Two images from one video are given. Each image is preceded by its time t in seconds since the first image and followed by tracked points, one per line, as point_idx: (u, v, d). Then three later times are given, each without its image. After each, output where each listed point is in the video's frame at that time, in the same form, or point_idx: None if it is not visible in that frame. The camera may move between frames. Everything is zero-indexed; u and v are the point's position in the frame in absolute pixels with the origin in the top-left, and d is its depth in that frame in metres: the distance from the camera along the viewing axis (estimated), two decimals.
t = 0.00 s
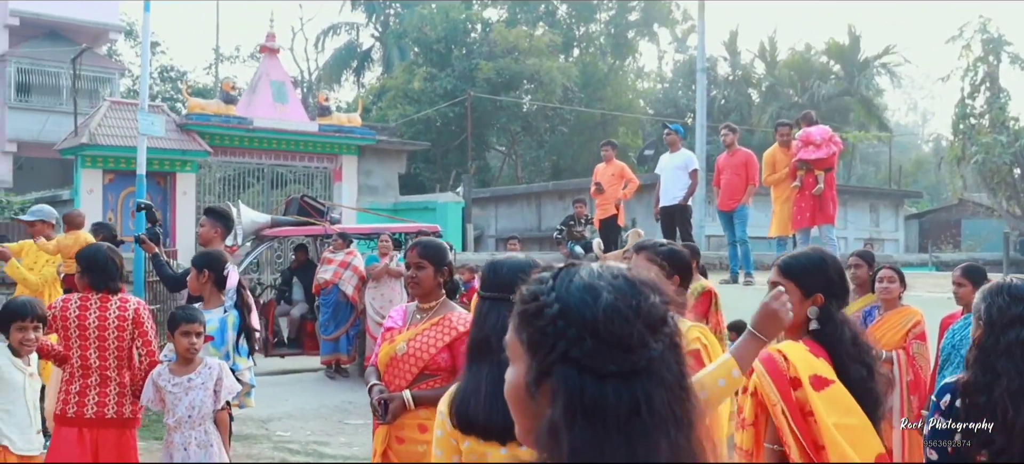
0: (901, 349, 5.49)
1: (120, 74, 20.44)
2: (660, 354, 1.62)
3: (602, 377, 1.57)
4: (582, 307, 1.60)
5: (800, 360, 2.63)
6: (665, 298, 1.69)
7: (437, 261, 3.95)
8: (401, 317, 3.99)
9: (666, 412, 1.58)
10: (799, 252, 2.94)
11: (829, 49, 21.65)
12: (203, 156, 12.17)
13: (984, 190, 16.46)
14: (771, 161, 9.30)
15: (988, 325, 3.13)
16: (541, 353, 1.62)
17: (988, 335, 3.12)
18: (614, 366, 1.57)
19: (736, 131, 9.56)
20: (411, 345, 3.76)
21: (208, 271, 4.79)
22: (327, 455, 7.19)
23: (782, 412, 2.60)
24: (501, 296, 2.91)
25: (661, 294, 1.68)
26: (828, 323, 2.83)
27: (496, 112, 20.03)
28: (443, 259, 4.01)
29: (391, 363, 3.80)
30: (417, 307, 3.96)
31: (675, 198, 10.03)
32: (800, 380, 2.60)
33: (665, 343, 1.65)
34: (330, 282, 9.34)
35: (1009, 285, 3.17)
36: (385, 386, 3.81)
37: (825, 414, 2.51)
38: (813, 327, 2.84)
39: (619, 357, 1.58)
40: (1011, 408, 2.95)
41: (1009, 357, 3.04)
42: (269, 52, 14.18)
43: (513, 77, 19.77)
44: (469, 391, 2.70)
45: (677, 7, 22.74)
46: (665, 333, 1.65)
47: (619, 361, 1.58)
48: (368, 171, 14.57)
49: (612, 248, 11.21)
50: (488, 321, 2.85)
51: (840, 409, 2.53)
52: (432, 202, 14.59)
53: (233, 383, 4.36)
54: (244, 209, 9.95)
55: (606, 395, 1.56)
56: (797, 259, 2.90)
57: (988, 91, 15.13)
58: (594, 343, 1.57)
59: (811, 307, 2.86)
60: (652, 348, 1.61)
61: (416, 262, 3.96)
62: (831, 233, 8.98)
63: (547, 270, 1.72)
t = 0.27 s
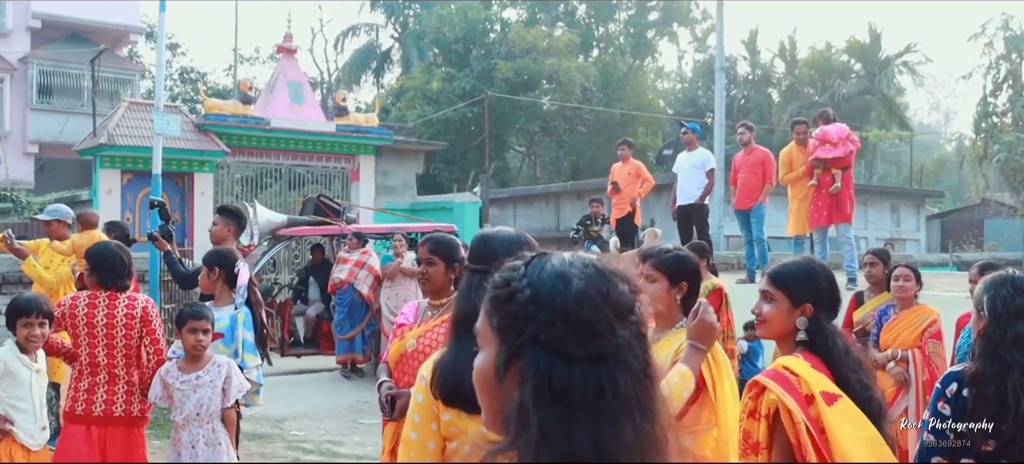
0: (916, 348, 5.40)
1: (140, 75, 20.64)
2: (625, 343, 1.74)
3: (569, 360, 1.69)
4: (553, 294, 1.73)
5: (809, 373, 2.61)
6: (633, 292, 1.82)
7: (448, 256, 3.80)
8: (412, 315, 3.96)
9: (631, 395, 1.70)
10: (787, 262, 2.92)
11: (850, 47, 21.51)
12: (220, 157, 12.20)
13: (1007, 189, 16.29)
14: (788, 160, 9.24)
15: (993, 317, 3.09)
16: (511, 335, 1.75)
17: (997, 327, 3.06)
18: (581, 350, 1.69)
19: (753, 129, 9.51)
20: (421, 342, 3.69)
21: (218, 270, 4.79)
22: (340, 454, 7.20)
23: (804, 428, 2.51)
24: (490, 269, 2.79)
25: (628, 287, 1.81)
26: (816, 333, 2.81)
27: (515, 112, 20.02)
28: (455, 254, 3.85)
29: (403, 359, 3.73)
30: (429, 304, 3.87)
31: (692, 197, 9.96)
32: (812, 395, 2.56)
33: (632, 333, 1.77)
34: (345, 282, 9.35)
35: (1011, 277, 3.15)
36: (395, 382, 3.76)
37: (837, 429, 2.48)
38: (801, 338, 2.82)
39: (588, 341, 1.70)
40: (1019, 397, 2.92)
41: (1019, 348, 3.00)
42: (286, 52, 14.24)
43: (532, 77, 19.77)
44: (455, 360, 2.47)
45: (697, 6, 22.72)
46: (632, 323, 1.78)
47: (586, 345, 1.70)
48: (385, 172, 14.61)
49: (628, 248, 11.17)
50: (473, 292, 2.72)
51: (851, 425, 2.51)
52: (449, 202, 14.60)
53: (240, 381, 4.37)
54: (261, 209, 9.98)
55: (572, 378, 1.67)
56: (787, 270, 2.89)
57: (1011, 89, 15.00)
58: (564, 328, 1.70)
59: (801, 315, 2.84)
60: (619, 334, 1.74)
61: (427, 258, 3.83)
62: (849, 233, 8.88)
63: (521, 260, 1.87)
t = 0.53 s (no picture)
0: (927, 348, 5.34)
1: (154, 76, 20.79)
2: (588, 326, 1.69)
3: (535, 344, 1.63)
4: (516, 280, 1.68)
5: (769, 373, 2.66)
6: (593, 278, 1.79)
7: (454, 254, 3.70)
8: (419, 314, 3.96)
9: (596, 379, 1.65)
10: (777, 258, 2.99)
11: (864, 47, 21.46)
12: (232, 157, 12.24)
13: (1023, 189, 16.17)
14: (800, 159, 9.21)
15: (990, 313, 3.03)
16: (475, 324, 1.68)
17: (994, 323, 3.01)
18: (545, 333, 1.63)
19: (764, 129, 9.47)
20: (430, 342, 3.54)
21: (224, 268, 4.79)
22: (349, 454, 7.19)
23: (759, 429, 2.61)
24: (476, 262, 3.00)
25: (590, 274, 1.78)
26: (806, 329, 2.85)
27: (527, 112, 20.01)
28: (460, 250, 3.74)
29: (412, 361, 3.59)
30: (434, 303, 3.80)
31: (703, 197, 9.93)
32: (774, 392, 2.63)
33: (595, 317, 1.73)
34: (356, 281, 9.35)
35: (1006, 274, 3.07)
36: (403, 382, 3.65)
37: (805, 424, 2.53)
38: (789, 332, 2.87)
39: (557, 324, 1.65)
40: None
41: (1018, 345, 2.94)
42: (298, 53, 14.27)
43: (545, 77, 19.76)
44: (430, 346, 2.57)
45: (710, 6, 22.70)
46: (594, 308, 1.74)
47: (551, 329, 1.64)
48: (397, 172, 14.61)
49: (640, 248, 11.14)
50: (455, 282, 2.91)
51: (816, 417, 2.55)
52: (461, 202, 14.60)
53: (246, 381, 4.39)
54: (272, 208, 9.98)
55: (538, 362, 1.61)
56: (773, 265, 2.95)
57: None
58: (529, 311, 1.64)
59: (788, 311, 2.89)
60: (582, 318, 1.69)
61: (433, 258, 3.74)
62: (861, 232, 8.84)
63: (484, 256, 1.81)
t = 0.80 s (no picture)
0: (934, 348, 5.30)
1: (168, 78, 20.92)
2: (539, 310, 1.68)
3: (487, 332, 1.62)
4: (465, 271, 1.65)
5: (777, 371, 2.64)
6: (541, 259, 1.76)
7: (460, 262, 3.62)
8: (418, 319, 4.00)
9: (550, 361, 1.65)
10: (766, 252, 3.01)
11: (876, 46, 21.40)
12: (243, 158, 12.31)
13: None
14: (810, 159, 9.24)
15: (973, 310, 3.10)
16: (427, 317, 1.65)
17: (975, 318, 3.09)
18: (497, 320, 1.62)
19: (774, 128, 9.46)
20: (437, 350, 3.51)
21: (228, 268, 4.86)
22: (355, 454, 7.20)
23: (754, 430, 2.63)
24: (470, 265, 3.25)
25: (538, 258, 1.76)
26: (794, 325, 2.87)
27: (539, 113, 20.03)
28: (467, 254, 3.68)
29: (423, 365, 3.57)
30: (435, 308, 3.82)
31: (712, 197, 9.92)
32: (781, 394, 2.59)
33: (546, 300, 1.71)
34: (365, 281, 9.36)
35: (985, 271, 3.17)
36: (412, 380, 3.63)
37: (806, 430, 2.46)
38: (778, 328, 2.90)
39: (510, 311, 1.64)
40: (1019, 387, 2.93)
41: (1006, 339, 3.01)
42: (309, 54, 14.33)
43: (557, 78, 19.78)
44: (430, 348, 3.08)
45: (722, 6, 22.69)
46: (544, 291, 1.72)
47: (502, 315, 1.63)
48: (408, 173, 14.64)
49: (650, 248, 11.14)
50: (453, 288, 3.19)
51: (822, 422, 2.48)
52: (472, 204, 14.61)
53: (249, 380, 4.43)
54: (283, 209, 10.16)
55: (491, 349, 1.60)
56: (762, 260, 2.97)
57: None
58: (479, 300, 1.62)
59: (777, 306, 2.92)
60: (533, 302, 1.67)
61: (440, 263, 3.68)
62: (870, 232, 8.81)
63: (432, 248, 1.76)
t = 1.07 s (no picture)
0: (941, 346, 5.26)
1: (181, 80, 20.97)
2: (486, 295, 1.70)
3: (435, 319, 1.65)
4: (410, 259, 1.69)
5: (759, 379, 2.62)
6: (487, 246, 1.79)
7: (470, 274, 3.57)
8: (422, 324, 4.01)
9: (499, 344, 1.68)
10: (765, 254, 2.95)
11: (890, 46, 21.37)
12: (254, 160, 12.37)
13: None
14: (820, 157, 9.21)
15: (950, 308, 3.06)
16: (376, 307, 1.70)
17: (954, 316, 3.04)
18: (444, 307, 1.66)
19: (784, 127, 9.43)
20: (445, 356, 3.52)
21: (233, 268, 4.90)
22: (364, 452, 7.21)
23: (751, 436, 2.58)
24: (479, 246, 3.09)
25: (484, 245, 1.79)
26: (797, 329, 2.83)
27: (552, 114, 20.04)
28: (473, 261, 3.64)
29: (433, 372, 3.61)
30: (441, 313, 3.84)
31: (723, 196, 9.90)
32: (765, 402, 2.56)
33: (494, 285, 1.73)
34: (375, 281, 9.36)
35: (961, 270, 3.12)
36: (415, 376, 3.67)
37: (791, 436, 2.43)
38: (782, 331, 2.85)
39: (456, 297, 1.67)
40: (1003, 382, 2.88)
41: (985, 336, 2.98)
42: (321, 56, 14.39)
43: (570, 79, 19.79)
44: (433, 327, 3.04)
45: (735, 6, 22.65)
46: (492, 276, 1.73)
47: (448, 302, 1.66)
48: (420, 174, 14.67)
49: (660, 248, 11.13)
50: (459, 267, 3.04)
51: (808, 428, 2.43)
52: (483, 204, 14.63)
53: (254, 379, 4.45)
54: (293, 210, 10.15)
55: (439, 335, 1.64)
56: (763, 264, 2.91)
57: None
58: (426, 287, 1.66)
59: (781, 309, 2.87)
60: (479, 287, 1.69)
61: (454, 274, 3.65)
62: (881, 231, 8.78)
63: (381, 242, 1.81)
